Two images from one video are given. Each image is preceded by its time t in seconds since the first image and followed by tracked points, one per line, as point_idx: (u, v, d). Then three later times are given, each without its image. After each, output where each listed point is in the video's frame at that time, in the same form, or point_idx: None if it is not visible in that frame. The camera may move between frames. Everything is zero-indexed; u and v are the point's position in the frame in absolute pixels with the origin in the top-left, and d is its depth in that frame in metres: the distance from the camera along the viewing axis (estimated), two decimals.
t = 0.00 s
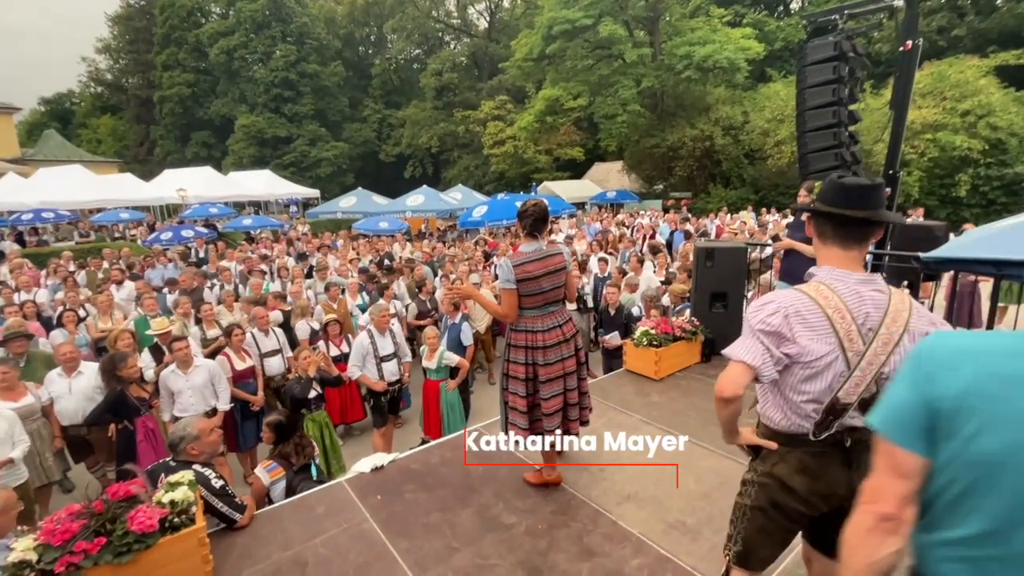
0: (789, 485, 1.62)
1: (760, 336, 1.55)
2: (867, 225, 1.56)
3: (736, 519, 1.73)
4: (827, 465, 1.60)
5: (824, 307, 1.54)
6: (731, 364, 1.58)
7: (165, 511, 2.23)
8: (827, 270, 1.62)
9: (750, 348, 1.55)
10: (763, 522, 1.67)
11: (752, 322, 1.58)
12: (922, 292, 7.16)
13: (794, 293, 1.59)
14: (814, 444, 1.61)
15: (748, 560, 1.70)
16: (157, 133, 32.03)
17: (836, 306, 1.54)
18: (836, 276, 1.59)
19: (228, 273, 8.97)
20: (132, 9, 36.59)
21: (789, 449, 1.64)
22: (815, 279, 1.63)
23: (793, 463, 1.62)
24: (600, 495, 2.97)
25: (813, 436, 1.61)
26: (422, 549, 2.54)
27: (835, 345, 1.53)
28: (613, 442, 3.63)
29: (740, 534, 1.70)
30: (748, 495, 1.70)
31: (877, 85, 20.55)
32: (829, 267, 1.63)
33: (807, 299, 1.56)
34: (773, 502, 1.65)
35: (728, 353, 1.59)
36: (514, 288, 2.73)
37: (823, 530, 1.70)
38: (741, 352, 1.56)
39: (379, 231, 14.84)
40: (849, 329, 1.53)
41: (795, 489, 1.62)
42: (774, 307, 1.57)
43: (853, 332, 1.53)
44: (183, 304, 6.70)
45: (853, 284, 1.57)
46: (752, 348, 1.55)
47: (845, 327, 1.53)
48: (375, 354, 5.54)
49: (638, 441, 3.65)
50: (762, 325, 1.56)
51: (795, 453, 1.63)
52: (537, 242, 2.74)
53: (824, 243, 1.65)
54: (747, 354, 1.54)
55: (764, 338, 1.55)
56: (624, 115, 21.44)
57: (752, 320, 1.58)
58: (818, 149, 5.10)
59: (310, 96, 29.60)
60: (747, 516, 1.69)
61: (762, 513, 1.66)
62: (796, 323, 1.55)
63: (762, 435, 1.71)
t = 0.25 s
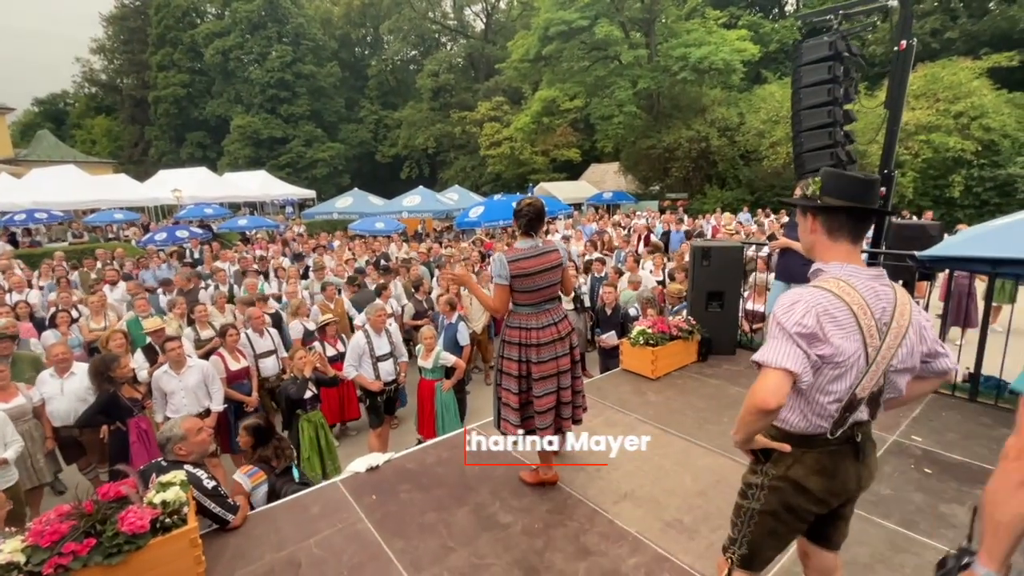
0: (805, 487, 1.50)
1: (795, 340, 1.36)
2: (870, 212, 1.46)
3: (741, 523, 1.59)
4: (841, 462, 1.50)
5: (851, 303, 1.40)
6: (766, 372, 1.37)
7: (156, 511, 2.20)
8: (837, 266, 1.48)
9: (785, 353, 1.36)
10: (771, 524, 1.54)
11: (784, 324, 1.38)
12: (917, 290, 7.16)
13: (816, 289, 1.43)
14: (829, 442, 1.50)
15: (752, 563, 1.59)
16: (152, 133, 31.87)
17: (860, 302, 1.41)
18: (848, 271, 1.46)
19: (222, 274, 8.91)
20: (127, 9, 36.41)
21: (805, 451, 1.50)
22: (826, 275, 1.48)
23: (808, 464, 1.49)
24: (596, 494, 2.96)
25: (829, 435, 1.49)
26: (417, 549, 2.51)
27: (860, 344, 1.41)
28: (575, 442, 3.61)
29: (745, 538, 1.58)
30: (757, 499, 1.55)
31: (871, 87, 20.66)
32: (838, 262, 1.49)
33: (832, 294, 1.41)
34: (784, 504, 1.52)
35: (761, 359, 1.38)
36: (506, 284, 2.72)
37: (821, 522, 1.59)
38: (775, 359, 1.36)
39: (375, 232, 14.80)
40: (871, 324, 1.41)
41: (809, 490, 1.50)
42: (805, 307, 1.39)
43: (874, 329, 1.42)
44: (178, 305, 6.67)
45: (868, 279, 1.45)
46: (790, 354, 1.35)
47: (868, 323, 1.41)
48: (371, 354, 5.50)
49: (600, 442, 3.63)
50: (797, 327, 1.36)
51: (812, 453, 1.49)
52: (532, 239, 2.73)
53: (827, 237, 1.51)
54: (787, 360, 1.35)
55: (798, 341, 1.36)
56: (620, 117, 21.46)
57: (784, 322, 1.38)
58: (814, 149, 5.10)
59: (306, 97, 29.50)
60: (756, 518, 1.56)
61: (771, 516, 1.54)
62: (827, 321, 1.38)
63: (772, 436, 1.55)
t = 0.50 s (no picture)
0: (810, 477, 1.46)
1: (812, 332, 1.32)
2: (857, 202, 1.45)
3: (741, 517, 1.52)
4: (842, 449, 1.48)
5: (855, 292, 1.40)
6: (786, 367, 1.31)
7: (144, 507, 2.17)
8: (832, 255, 1.47)
9: (805, 346, 1.31)
10: (773, 517, 1.49)
11: (800, 315, 1.33)
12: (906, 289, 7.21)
13: (822, 278, 1.40)
14: (831, 430, 1.47)
15: (750, 557, 1.54)
16: (142, 132, 31.58)
17: (862, 289, 1.41)
18: (844, 259, 1.45)
19: (213, 272, 8.85)
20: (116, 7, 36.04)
21: (809, 441, 1.46)
22: (824, 264, 1.46)
23: (813, 454, 1.46)
24: (589, 489, 2.96)
25: (832, 423, 1.46)
26: (408, 544, 2.50)
27: (864, 332, 1.41)
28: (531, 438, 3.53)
29: (745, 532, 1.52)
30: (759, 493, 1.48)
31: (862, 89, 20.83)
32: (831, 251, 1.48)
33: (838, 283, 1.39)
34: (788, 496, 1.47)
35: (779, 354, 1.32)
36: (500, 277, 2.68)
37: (815, 509, 1.56)
38: (795, 352, 1.31)
39: (368, 231, 14.74)
40: (871, 310, 1.42)
41: (814, 480, 1.46)
42: (818, 298, 1.35)
43: (872, 315, 1.43)
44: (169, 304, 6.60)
45: (861, 265, 1.46)
46: (808, 346, 1.31)
47: (870, 310, 1.42)
48: (364, 352, 5.47)
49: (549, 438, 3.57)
50: (814, 318, 1.33)
51: (816, 442, 1.46)
52: (525, 232, 2.73)
53: (818, 226, 1.48)
54: (806, 353, 1.31)
55: (815, 333, 1.32)
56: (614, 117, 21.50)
57: (800, 315, 1.34)
58: (804, 147, 5.13)
59: (299, 96, 29.31)
60: (756, 512, 1.49)
61: (774, 509, 1.48)
62: (836, 311, 1.36)
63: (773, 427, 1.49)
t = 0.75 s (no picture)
0: (809, 461, 1.45)
1: (820, 314, 1.32)
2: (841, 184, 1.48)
3: (739, 505, 1.50)
4: (837, 431, 1.49)
5: (852, 273, 1.41)
6: (797, 352, 1.30)
7: (130, 500, 2.15)
8: (823, 238, 1.48)
9: (814, 331, 1.30)
10: (773, 504, 1.48)
11: (807, 299, 1.33)
12: (896, 286, 7.26)
13: (820, 262, 1.41)
14: (829, 413, 1.47)
15: (748, 544, 1.52)
16: (133, 132, 31.32)
17: (857, 270, 1.43)
18: (835, 241, 1.47)
19: (204, 270, 8.79)
20: (107, 5, 35.72)
21: (809, 424, 1.45)
22: (814, 248, 1.48)
23: (813, 437, 1.45)
24: (580, 481, 2.96)
25: (832, 405, 1.47)
26: (399, 536, 2.49)
27: (862, 312, 1.42)
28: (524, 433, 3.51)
29: (743, 520, 1.50)
30: (758, 481, 1.47)
31: (853, 90, 21.00)
32: (820, 235, 1.49)
33: (836, 265, 1.40)
34: (788, 482, 1.46)
35: (790, 340, 1.31)
36: (499, 267, 2.68)
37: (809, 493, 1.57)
38: (806, 337, 1.30)
39: (361, 230, 14.69)
40: (864, 291, 1.44)
41: (812, 465, 1.46)
42: (821, 281, 1.35)
43: (866, 295, 1.45)
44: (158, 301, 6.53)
45: (851, 247, 1.49)
46: (819, 331, 1.30)
47: (864, 291, 1.44)
48: (356, 348, 5.43)
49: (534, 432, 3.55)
50: (820, 302, 1.33)
51: (816, 426, 1.46)
52: (520, 224, 2.75)
53: (806, 210, 1.50)
54: (818, 337, 1.29)
55: (823, 317, 1.32)
56: (607, 117, 21.55)
57: (805, 300, 1.33)
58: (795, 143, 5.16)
59: (292, 96, 29.15)
60: (755, 500, 1.48)
61: (773, 496, 1.47)
62: (838, 293, 1.37)
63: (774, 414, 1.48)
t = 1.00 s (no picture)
0: (798, 454, 1.47)
1: (813, 307, 1.33)
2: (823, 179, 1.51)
3: (729, 501, 1.51)
4: (824, 422, 1.51)
5: (837, 266, 1.44)
6: (792, 346, 1.31)
7: (117, 499, 2.13)
8: (807, 233, 1.50)
9: (807, 323, 1.32)
10: (761, 498, 1.49)
11: (801, 292, 1.34)
12: (884, 289, 7.35)
13: (809, 255, 1.43)
14: (816, 406, 1.49)
15: (738, 539, 1.53)
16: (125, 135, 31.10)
17: (841, 264, 1.46)
18: (819, 235, 1.50)
19: (196, 273, 8.74)
20: (100, 8, 35.55)
21: (797, 418, 1.47)
22: (800, 242, 1.49)
23: (801, 430, 1.47)
24: (571, 481, 2.96)
25: (819, 397, 1.49)
26: (390, 536, 2.48)
27: (847, 305, 1.45)
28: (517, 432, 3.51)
29: (733, 516, 1.50)
30: (748, 476, 1.48)
31: (842, 97, 21.27)
32: (803, 229, 1.52)
33: (822, 259, 1.43)
34: (776, 475, 1.47)
35: (785, 333, 1.32)
36: (501, 267, 2.68)
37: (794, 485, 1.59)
38: (800, 330, 1.31)
39: (355, 233, 14.65)
40: (849, 283, 1.47)
41: (801, 458, 1.47)
42: (812, 274, 1.37)
43: (851, 287, 1.48)
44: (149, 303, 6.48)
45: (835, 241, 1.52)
46: (812, 323, 1.32)
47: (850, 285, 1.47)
48: (348, 350, 5.41)
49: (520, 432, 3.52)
50: (812, 294, 1.35)
51: (804, 419, 1.47)
52: (515, 223, 2.79)
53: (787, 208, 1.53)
54: (811, 330, 1.31)
55: (815, 310, 1.34)
56: (601, 122, 21.66)
57: (799, 292, 1.34)
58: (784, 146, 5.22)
59: (286, 100, 29.06)
60: (744, 495, 1.49)
61: (762, 490, 1.48)
62: (827, 286, 1.39)
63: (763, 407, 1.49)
